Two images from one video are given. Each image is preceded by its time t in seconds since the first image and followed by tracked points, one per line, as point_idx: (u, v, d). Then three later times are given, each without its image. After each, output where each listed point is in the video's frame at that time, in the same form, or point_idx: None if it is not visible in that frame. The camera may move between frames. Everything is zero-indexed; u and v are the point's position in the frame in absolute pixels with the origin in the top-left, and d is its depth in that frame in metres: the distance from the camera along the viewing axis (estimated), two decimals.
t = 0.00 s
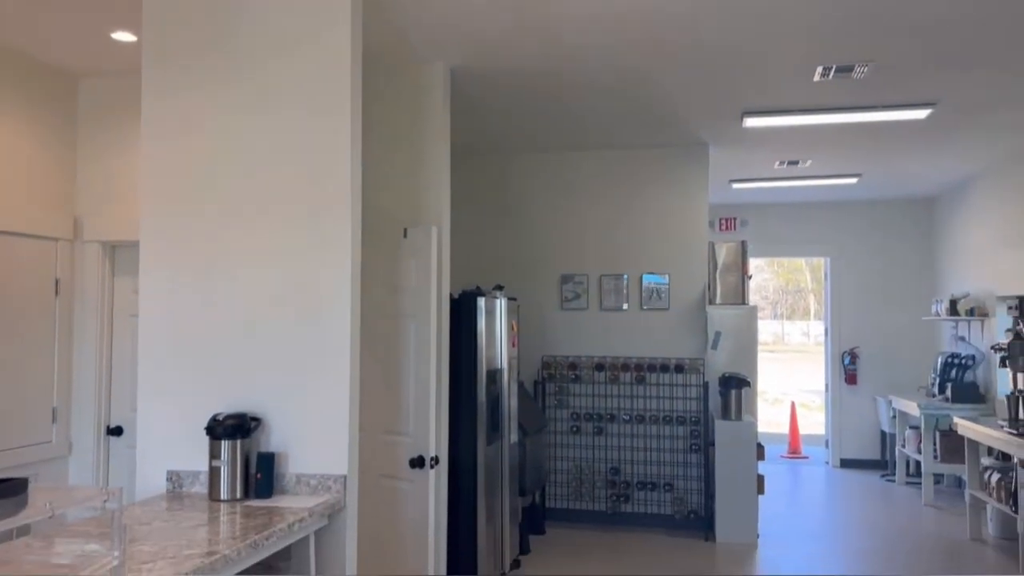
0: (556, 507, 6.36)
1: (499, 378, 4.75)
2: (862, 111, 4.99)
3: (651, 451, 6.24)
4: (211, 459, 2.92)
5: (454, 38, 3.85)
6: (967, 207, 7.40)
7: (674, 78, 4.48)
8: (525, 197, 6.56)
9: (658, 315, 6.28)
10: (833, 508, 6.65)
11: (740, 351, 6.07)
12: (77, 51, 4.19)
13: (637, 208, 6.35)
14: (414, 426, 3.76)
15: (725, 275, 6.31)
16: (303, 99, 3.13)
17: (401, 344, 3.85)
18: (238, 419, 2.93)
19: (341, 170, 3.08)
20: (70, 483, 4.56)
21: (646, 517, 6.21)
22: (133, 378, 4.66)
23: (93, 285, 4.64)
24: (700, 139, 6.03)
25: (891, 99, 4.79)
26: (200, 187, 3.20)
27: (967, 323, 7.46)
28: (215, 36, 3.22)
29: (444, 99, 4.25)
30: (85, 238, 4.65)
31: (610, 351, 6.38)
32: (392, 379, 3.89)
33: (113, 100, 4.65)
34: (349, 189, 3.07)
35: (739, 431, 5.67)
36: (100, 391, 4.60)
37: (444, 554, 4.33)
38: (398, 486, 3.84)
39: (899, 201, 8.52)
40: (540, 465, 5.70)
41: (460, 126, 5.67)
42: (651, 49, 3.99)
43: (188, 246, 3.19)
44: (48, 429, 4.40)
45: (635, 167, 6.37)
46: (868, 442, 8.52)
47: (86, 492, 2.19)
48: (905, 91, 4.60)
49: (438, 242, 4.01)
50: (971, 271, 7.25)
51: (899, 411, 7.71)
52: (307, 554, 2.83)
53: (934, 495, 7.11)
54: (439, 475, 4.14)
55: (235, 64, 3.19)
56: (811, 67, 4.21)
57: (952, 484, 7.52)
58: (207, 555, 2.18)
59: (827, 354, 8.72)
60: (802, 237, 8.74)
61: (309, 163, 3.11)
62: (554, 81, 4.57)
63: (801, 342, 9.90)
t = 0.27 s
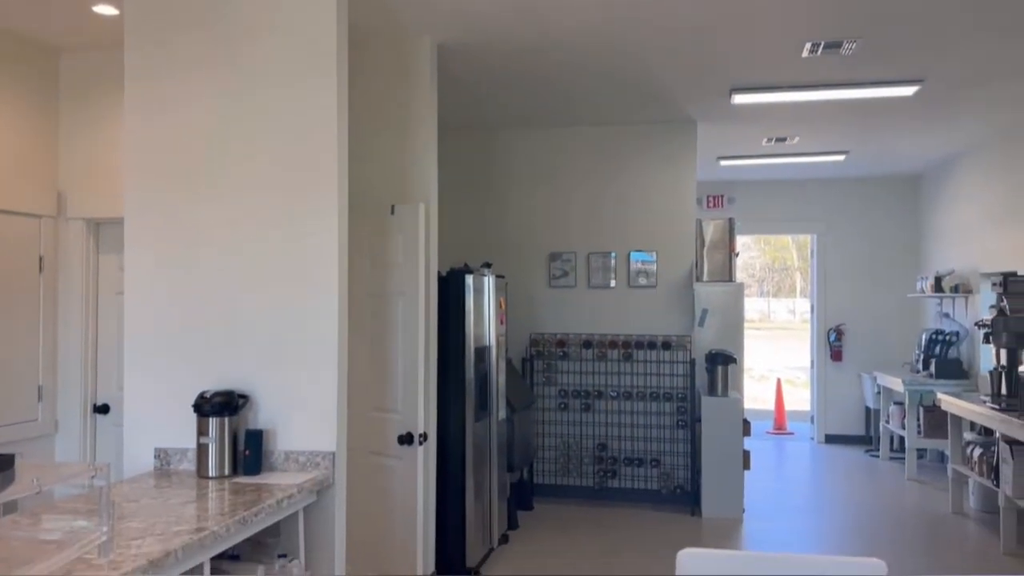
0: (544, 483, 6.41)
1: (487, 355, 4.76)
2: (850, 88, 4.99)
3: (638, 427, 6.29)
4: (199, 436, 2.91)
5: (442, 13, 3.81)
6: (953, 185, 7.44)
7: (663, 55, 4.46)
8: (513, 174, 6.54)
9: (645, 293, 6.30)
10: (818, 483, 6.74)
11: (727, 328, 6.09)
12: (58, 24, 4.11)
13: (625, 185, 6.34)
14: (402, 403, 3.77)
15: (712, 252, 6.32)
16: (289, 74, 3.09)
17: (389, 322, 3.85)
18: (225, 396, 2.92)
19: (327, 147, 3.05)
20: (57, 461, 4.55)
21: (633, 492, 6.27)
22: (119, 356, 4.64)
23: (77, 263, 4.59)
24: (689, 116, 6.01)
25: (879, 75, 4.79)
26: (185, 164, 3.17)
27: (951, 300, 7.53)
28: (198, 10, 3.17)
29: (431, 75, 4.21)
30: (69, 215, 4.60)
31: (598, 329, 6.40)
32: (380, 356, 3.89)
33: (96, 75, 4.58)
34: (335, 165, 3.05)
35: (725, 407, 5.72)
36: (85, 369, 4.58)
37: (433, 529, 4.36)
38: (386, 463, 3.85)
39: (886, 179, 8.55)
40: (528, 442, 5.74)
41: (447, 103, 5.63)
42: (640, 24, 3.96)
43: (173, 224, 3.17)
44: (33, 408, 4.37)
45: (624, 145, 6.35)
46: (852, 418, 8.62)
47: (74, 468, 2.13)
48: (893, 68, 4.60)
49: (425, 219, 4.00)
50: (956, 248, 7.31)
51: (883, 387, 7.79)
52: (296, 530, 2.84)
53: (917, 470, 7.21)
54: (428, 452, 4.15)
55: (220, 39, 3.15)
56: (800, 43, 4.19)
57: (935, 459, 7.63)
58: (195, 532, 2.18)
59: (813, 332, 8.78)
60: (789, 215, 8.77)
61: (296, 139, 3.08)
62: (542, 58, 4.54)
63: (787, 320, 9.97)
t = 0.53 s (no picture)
0: (533, 463, 6.45)
1: (476, 337, 4.77)
2: (838, 68, 4.99)
3: (626, 407, 6.33)
4: (186, 418, 2.91)
5: None
6: (939, 166, 7.48)
7: (651, 35, 4.44)
8: (502, 155, 6.52)
9: (634, 274, 6.32)
10: (804, 462, 6.81)
11: (714, 308, 6.12)
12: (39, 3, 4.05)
13: (614, 166, 6.34)
14: (391, 384, 3.77)
15: (699, 234, 6.14)
16: (274, 54, 3.06)
17: (378, 303, 3.85)
18: (213, 377, 2.92)
19: (314, 127, 3.03)
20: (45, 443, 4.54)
21: (622, 472, 6.31)
22: (106, 338, 4.62)
23: (63, 245, 4.56)
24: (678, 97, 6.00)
25: (867, 56, 4.79)
26: (169, 144, 3.14)
27: (937, 280, 7.58)
28: None
29: (417, 54, 4.18)
30: (53, 196, 4.55)
31: (586, 310, 6.41)
32: (368, 338, 3.89)
33: (79, 54, 4.52)
34: (322, 146, 3.03)
35: (712, 387, 5.76)
36: (72, 351, 4.56)
37: (422, 510, 4.38)
38: (375, 444, 3.86)
39: (873, 160, 8.58)
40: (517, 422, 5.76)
41: (435, 83, 5.59)
42: (628, 4, 3.94)
43: (159, 205, 3.14)
44: (20, 390, 4.36)
45: (612, 125, 6.34)
46: (839, 397, 8.70)
47: (62, 449, 2.10)
48: (882, 49, 4.60)
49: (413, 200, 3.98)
50: (942, 228, 7.36)
51: (869, 367, 7.86)
52: (285, 511, 2.85)
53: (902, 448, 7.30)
54: (417, 433, 4.16)
55: (204, 19, 3.11)
56: (788, 23, 4.18)
57: (920, 438, 7.72)
58: (184, 512, 2.19)
59: (800, 312, 8.84)
60: (777, 196, 8.79)
61: (282, 120, 3.06)
62: (530, 38, 4.51)
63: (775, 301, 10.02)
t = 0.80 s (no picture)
0: (525, 442, 6.48)
1: (468, 317, 4.76)
2: (830, 46, 4.97)
3: (618, 386, 6.35)
4: (178, 398, 2.90)
5: None
6: (930, 144, 7.48)
7: (643, 12, 4.41)
8: (493, 134, 6.49)
9: (625, 253, 6.32)
10: (794, 439, 6.87)
11: (705, 287, 6.16)
12: None
13: (605, 145, 6.32)
14: (383, 364, 3.77)
15: (692, 212, 6.29)
16: (262, 32, 3.02)
17: (369, 283, 3.83)
18: (204, 357, 2.91)
19: (303, 106, 3.00)
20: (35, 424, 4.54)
21: (613, 450, 6.35)
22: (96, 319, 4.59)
23: (50, 224, 4.52)
24: (669, 75, 5.97)
25: (859, 33, 4.77)
26: (157, 123, 3.11)
27: (927, 259, 7.61)
28: None
29: (407, 32, 4.14)
30: (40, 176, 4.50)
31: (578, 290, 6.41)
32: (360, 317, 3.88)
33: (63, 32, 4.46)
34: (312, 124, 3.00)
35: (703, 366, 5.79)
36: (61, 332, 4.53)
37: (415, 489, 4.40)
38: (367, 424, 3.86)
39: (864, 140, 8.58)
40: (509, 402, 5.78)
41: (424, 61, 5.54)
42: None
43: (147, 185, 3.12)
44: (9, 371, 4.36)
45: (603, 104, 6.31)
46: (828, 376, 8.76)
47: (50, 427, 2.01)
48: (874, 27, 4.58)
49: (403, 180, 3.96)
50: (932, 207, 7.39)
51: (859, 345, 7.90)
52: (278, 490, 2.86)
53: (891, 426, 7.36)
54: (409, 413, 4.17)
55: None
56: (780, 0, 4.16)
57: (908, 415, 7.80)
58: (176, 492, 2.19)
59: (790, 292, 8.87)
60: (768, 175, 8.78)
61: (270, 98, 3.02)
62: (521, 15, 4.47)
63: (765, 281, 10.06)
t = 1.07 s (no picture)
0: (518, 420, 6.50)
1: (461, 296, 4.76)
2: (823, 21, 4.94)
3: (610, 364, 6.38)
4: (169, 378, 2.89)
5: None
6: (923, 121, 7.47)
7: None
8: (484, 112, 6.44)
9: (618, 231, 6.30)
10: (786, 416, 6.91)
11: (698, 267, 6.09)
12: None
13: (598, 123, 6.29)
14: (375, 343, 3.77)
15: (684, 189, 6.32)
16: (249, 8, 2.98)
17: (361, 261, 3.82)
18: (195, 337, 2.90)
19: (293, 82, 2.96)
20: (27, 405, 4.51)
21: (606, 428, 6.38)
22: (86, 299, 4.55)
23: (38, 204, 4.48)
24: (662, 52, 5.93)
25: (851, 8, 4.75)
26: (145, 100, 3.07)
27: (919, 235, 7.63)
28: None
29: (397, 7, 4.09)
30: (27, 154, 4.45)
31: (571, 268, 6.40)
32: (352, 296, 3.87)
33: (47, 8, 4.39)
34: (302, 101, 2.97)
35: (696, 343, 5.80)
36: (52, 313, 4.51)
37: (409, 467, 4.41)
38: (360, 403, 3.86)
39: (857, 116, 8.57)
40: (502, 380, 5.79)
41: (414, 37, 5.48)
42: None
43: (136, 163, 3.08)
44: None
45: (595, 81, 6.27)
46: (820, 352, 8.81)
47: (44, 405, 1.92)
48: (869, 1, 4.54)
49: (394, 157, 3.93)
50: (924, 184, 7.39)
51: (851, 322, 7.94)
52: (272, 469, 2.86)
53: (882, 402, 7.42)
54: (402, 391, 4.17)
55: None
56: None
57: (900, 391, 7.86)
58: (168, 472, 2.18)
59: (783, 269, 8.89)
60: (761, 152, 8.76)
61: (260, 75, 2.99)
62: None
63: (758, 258, 10.09)
